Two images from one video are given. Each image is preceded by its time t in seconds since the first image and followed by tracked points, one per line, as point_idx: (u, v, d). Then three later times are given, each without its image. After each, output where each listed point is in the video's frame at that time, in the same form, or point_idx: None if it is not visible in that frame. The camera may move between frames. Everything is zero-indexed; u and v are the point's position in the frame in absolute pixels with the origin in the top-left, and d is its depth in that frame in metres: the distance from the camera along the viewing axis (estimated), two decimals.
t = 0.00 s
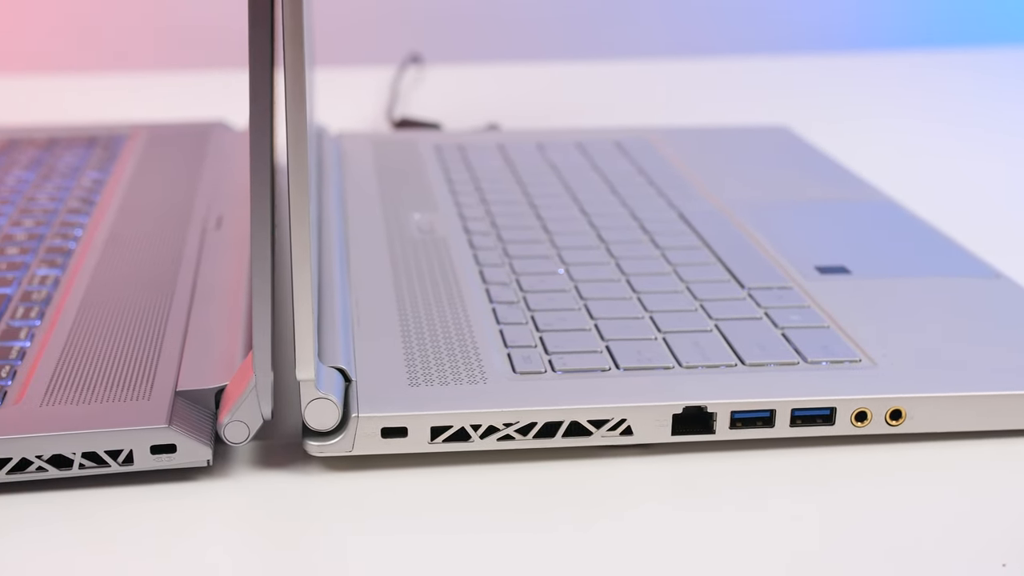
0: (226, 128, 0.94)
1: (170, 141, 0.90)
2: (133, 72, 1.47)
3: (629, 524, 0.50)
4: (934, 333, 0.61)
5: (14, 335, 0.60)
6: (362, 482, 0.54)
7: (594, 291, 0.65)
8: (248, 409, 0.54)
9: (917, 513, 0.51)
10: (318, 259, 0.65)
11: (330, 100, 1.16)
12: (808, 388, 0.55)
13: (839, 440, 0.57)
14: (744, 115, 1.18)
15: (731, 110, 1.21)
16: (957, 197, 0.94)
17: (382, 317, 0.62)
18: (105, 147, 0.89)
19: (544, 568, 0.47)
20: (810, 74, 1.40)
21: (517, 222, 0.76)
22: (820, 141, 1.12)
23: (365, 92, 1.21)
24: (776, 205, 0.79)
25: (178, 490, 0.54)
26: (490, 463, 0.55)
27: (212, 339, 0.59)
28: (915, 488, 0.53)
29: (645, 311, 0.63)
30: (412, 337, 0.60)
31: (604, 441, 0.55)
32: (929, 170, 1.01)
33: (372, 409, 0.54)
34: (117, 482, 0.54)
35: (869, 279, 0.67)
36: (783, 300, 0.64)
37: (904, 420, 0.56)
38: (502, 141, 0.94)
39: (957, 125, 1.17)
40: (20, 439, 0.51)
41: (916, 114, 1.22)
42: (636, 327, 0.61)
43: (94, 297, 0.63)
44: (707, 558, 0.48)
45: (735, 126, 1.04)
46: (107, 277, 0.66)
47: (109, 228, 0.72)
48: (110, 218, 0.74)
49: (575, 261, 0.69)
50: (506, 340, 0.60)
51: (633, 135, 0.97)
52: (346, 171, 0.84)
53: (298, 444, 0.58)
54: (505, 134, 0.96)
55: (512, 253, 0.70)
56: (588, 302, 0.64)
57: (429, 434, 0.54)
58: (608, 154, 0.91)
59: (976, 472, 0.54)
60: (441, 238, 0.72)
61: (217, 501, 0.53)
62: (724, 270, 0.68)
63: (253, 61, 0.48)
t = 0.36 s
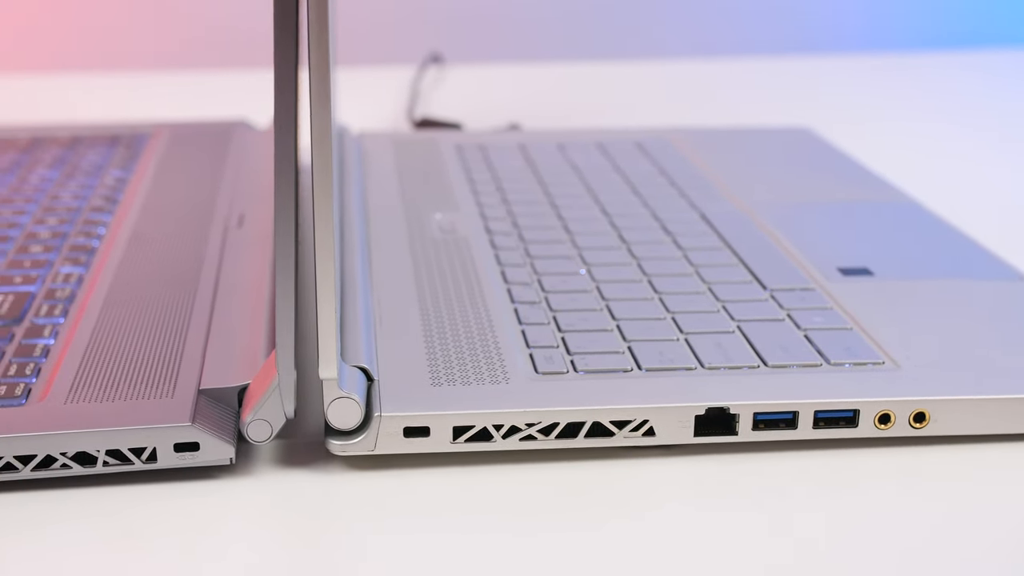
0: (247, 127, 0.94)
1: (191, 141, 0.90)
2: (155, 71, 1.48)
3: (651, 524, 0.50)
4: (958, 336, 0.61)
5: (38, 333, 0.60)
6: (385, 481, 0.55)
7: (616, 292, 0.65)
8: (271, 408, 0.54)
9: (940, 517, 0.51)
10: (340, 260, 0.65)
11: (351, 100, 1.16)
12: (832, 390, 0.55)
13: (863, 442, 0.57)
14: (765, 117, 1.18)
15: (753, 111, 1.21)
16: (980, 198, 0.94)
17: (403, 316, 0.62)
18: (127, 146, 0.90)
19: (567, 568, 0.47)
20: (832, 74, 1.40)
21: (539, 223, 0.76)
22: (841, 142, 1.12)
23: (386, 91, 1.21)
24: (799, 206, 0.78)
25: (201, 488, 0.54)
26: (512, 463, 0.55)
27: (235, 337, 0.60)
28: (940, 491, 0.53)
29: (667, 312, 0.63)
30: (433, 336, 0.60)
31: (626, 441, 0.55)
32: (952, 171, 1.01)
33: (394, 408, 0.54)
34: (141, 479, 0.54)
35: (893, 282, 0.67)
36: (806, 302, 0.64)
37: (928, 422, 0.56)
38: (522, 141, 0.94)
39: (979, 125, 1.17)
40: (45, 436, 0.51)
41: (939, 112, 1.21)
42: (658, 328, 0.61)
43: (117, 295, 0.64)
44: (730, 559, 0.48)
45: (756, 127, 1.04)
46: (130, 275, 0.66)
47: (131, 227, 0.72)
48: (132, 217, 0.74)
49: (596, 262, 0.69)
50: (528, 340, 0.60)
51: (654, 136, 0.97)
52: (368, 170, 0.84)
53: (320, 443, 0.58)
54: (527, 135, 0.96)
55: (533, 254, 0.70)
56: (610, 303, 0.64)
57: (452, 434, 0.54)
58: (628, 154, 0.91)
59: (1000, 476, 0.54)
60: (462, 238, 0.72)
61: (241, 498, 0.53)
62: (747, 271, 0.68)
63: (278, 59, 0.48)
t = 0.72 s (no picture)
0: (267, 127, 0.94)
1: (211, 139, 0.90)
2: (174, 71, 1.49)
3: (671, 526, 0.50)
4: (979, 338, 0.60)
5: (60, 330, 0.60)
6: (405, 480, 0.55)
7: (636, 293, 0.65)
8: (291, 408, 0.54)
9: (962, 520, 0.51)
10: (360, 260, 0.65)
11: (371, 100, 1.17)
12: (853, 391, 0.55)
13: (884, 444, 0.57)
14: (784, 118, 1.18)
15: (772, 112, 1.21)
16: (1002, 199, 0.93)
17: (423, 316, 0.62)
18: (148, 145, 0.90)
19: (588, 569, 0.47)
20: (851, 74, 1.39)
21: (559, 223, 0.76)
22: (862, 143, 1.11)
23: (405, 91, 1.21)
24: (819, 207, 0.78)
25: (222, 486, 0.54)
26: (532, 464, 0.55)
27: (255, 335, 0.60)
28: (961, 494, 0.53)
29: (687, 312, 0.63)
30: (453, 336, 0.60)
31: (646, 442, 0.55)
32: (974, 172, 1.01)
33: (414, 408, 0.54)
34: (162, 477, 0.55)
35: (914, 284, 0.67)
36: (826, 303, 0.64)
37: (949, 425, 0.55)
38: (542, 141, 0.94)
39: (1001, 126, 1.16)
40: (67, 434, 0.51)
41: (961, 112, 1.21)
42: (678, 328, 0.61)
43: (138, 293, 0.64)
44: (751, 561, 0.48)
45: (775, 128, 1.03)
46: (151, 273, 0.66)
47: (152, 225, 0.73)
48: (153, 215, 0.74)
49: (616, 262, 0.69)
50: (548, 340, 0.60)
51: (674, 136, 0.97)
52: (387, 169, 0.84)
53: (340, 442, 0.58)
54: (545, 135, 0.96)
55: (553, 254, 0.70)
56: (629, 304, 0.64)
57: (472, 434, 0.54)
58: (648, 154, 0.91)
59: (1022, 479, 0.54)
60: (482, 238, 0.72)
61: (261, 497, 0.53)
62: (766, 272, 0.68)
63: (301, 59, 0.48)
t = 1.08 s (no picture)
0: (288, 126, 0.94)
1: (233, 138, 0.91)
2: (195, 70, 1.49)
3: (693, 527, 0.50)
4: (1004, 341, 0.60)
5: (83, 328, 0.60)
6: (427, 480, 0.55)
7: (658, 294, 0.65)
8: (314, 406, 0.54)
9: (987, 524, 0.50)
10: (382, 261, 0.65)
11: (392, 100, 1.17)
12: (876, 394, 0.55)
13: (907, 447, 0.56)
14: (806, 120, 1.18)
15: (793, 114, 1.21)
16: None
17: (445, 316, 0.62)
18: (169, 144, 0.90)
19: (610, 570, 0.47)
20: (872, 75, 1.39)
21: (580, 223, 0.76)
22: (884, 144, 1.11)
23: (425, 91, 1.21)
24: (841, 209, 0.78)
25: (244, 485, 0.54)
26: (554, 464, 0.55)
27: (278, 334, 0.60)
28: (985, 498, 0.52)
29: (709, 313, 0.63)
30: (475, 336, 0.60)
31: (668, 443, 0.55)
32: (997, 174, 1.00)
33: (437, 408, 0.54)
34: (184, 475, 0.55)
35: (937, 286, 0.66)
36: (848, 305, 0.64)
37: (974, 428, 0.55)
38: (563, 141, 0.94)
39: None
40: (91, 431, 0.51)
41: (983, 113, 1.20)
42: (700, 329, 0.61)
43: (161, 291, 0.64)
44: (774, 564, 0.48)
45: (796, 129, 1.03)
46: (174, 272, 0.66)
47: (175, 223, 0.73)
48: (175, 213, 0.75)
49: (638, 263, 0.69)
50: (570, 341, 0.60)
51: (695, 137, 0.97)
52: (409, 168, 0.84)
53: (362, 441, 0.58)
54: (566, 135, 0.96)
55: (574, 255, 0.70)
56: (651, 304, 0.64)
57: (494, 434, 0.54)
58: (669, 155, 0.91)
59: None
60: (504, 238, 0.72)
61: (283, 495, 0.53)
62: (788, 273, 0.68)
63: (326, 58, 0.48)
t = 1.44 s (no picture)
0: (309, 125, 0.94)
1: (254, 137, 0.91)
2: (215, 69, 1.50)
3: (715, 529, 0.50)
4: None
5: (106, 326, 0.61)
6: (448, 479, 0.55)
7: (679, 294, 0.65)
8: (336, 405, 0.54)
9: (1011, 527, 0.50)
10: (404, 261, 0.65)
11: (412, 100, 1.17)
12: (899, 396, 0.55)
13: (930, 450, 0.56)
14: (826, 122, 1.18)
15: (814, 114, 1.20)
16: None
17: (466, 316, 0.62)
18: (191, 142, 0.91)
19: (633, 571, 0.47)
20: (893, 75, 1.39)
21: (601, 223, 0.76)
22: (907, 146, 1.11)
23: (446, 91, 1.22)
24: (863, 211, 0.78)
25: (266, 483, 0.54)
26: (576, 464, 0.55)
27: (300, 333, 0.60)
28: (1009, 501, 0.52)
29: (731, 315, 0.63)
30: (497, 336, 0.60)
31: (690, 444, 0.55)
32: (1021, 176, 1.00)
33: (459, 407, 0.54)
34: (207, 473, 0.55)
35: (960, 288, 0.66)
36: (871, 306, 0.63)
37: (997, 430, 0.55)
38: (583, 141, 0.94)
39: None
40: (114, 429, 0.51)
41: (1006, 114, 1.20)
42: (722, 330, 0.61)
43: (183, 289, 0.64)
44: (797, 566, 0.47)
45: (819, 130, 1.03)
46: (196, 270, 0.67)
47: (197, 222, 0.73)
48: (197, 212, 0.75)
49: (659, 263, 0.69)
50: (591, 341, 0.60)
51: (716, 137, 0.96)
52: (429, 168, 0.84)
53: (383, 440, 0.58)
54: (586, 135, 0.96)
55: (595, 255, 0.70)
56: (673, 305, 0.64)
57: (516, 434, 0.54)
58: (690, 155, 0.91)
59: None
60: (525, 237, 0.72)
61: (305, 494, 0.53)
62: (811, 274, 0.67)
63: (350, 57, 0.48)
